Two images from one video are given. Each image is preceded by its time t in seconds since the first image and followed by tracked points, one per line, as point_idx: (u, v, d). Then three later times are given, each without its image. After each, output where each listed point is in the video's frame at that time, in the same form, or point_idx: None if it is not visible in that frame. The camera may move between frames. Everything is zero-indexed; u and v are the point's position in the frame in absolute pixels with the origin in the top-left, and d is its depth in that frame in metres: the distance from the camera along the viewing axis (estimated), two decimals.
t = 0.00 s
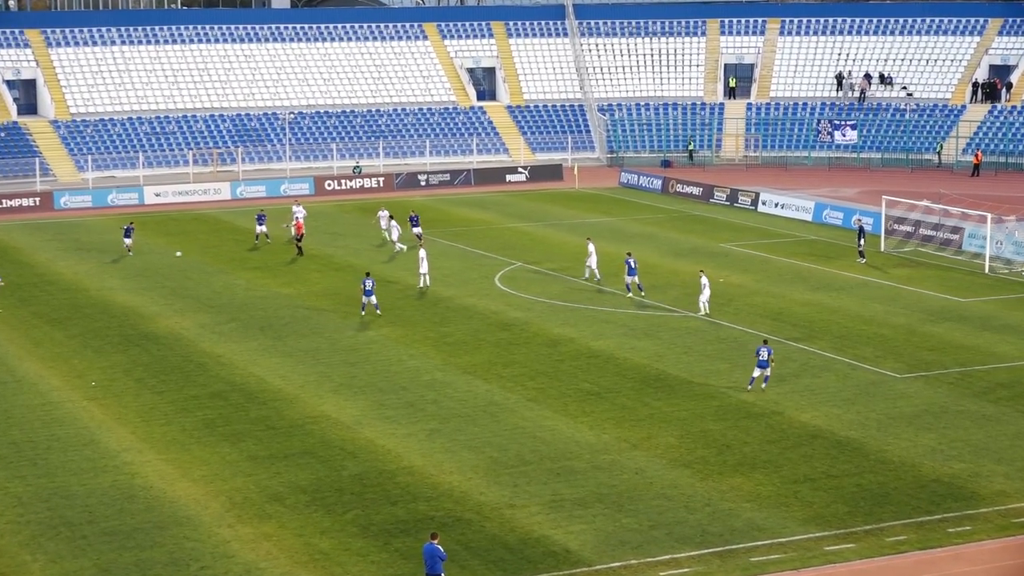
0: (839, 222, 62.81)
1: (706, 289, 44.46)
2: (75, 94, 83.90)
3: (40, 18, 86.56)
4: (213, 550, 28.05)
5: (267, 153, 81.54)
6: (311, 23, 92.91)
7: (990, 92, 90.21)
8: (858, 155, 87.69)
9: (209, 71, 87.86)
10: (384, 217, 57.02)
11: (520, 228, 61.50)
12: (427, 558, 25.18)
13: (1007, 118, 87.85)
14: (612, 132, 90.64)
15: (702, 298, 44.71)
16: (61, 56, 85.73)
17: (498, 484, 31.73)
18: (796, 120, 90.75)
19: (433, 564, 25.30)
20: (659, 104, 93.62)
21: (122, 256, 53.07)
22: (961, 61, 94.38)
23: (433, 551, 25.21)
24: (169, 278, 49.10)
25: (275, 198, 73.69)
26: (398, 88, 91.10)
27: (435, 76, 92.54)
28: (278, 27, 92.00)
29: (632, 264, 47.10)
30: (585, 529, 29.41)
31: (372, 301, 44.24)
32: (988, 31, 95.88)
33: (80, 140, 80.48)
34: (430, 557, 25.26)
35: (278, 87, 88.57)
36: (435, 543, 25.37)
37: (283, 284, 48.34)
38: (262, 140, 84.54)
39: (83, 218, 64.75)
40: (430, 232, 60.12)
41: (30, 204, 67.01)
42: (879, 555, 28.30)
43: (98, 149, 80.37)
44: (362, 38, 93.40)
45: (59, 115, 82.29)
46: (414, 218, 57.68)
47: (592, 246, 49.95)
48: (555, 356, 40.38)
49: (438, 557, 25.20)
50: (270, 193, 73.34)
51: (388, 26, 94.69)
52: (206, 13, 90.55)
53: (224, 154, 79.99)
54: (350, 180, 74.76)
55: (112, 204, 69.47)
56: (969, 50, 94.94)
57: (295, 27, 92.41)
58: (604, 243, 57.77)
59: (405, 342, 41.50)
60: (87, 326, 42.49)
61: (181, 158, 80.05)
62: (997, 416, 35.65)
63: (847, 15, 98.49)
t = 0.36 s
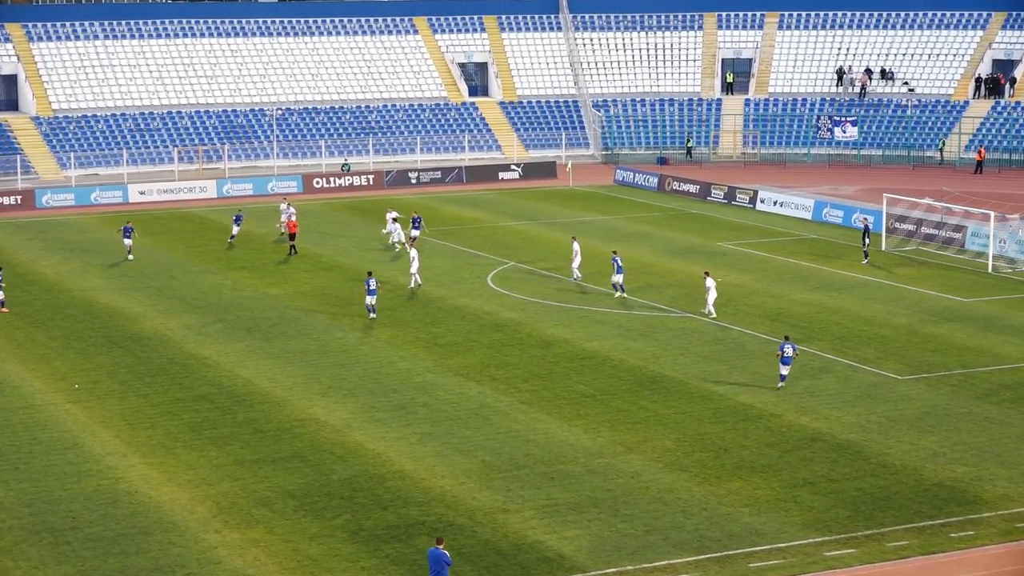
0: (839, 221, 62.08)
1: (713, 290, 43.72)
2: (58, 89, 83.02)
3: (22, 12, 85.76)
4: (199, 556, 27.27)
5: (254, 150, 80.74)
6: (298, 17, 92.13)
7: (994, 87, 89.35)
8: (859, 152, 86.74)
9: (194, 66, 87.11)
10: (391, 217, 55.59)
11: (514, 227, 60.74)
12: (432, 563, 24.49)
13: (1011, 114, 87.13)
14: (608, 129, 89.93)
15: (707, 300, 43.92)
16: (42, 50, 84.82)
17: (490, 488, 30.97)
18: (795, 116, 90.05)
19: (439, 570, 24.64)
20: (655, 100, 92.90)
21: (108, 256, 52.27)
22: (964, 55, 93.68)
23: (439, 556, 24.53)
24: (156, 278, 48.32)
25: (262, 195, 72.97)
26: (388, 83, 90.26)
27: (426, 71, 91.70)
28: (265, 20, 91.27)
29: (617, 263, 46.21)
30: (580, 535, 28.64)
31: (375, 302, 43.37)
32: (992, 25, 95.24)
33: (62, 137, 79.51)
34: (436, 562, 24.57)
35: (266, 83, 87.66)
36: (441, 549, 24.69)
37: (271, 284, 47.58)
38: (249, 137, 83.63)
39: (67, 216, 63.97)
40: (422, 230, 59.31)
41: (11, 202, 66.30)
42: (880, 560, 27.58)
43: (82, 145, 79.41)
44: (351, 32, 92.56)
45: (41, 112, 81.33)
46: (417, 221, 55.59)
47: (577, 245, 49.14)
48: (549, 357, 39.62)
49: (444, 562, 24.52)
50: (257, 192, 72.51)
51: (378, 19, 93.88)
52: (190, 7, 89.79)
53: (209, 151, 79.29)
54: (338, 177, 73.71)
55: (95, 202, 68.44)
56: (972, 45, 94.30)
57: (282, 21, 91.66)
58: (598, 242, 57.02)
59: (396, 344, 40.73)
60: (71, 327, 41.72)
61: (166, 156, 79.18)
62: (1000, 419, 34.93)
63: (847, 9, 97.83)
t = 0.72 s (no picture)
0: (839, 220, 62.04)
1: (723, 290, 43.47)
2: (57, 89, 83.00)
3: (20, 12, 85.77)
4: (199, 555, 27.26)
5: (253, 149, 80.75)
6: (298, 17, 92.05)
7: (994, 87, 89.28)
8: (858, 152, 86.60)
9: (193, 66, 87.09)
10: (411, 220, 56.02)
11: (513, 226, 60.72)
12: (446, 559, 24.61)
13: (1010, 114, 87.12)
14: (606, 128, 89.82)
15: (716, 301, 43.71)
16: (41, 50, 84.80)
17: (490, 488, 30.97)
18: (795, 116, 90.03)
19: (452, 566, 24.73)
20: (654, 99, 92.89)
21: (107, 255, 52.26)
22: (963, 54, 93.73)
23: (453, 553, 24.64)
24: (155, 278, 48.31)
25: (261, 195, 73.12)
26: (387, 82, 90.25)
27: (425, 71, 91.69)
28: (264, 20, 91.21)
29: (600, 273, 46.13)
30: (579, 535, 28.64)
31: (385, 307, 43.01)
32: (991, 25, 95.29)
33: (61, 136, 79.47)
34: (449, 558, 24.68)
35: (264, 82, 87.62)
36: (454, 545, 24.78)
37: (270, 284, 47.56)
38: (248, 137, 83.57)
39: (66, 215, 63.96)
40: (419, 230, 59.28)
41: (10, 202, 66.33)
42: (878, 560, 27.58)
43: (81, 145, 79.39)
44: (350, 32, 92.56)
45: (40, 112, 81.33)
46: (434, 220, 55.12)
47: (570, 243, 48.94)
48: (548, 357, 39.60)
49: (457, 559, 24.64)
50: (256, 191, 72.46)
51: (376, 19, 93.87)
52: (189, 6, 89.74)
53: (208, 150, 79.28)
54: (337, 177, 73.63)
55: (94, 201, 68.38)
56: (971, 44, 94.34)
57: (281, 20, 91.59)
58: (597, 241, 57.01)
59: (395, 343, 40.72)
60: (70, 326, 41.71)
61: (165, 155, 79.16)
62: (999, 419, 34.92)
63: (846, 9, 97.82)
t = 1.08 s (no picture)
0: (841, 220, 62.08)
1: (739, 287, 43.79)
2: (59, 88, 83.02)
3: (23, 12, 85.83)
4: (201, 555, 27.26)
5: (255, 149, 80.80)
6: (300, 16, 92.06)
7: (996, 86, 89.19)
8: (860, 152, 86.63)
9: (195, 65, 87.11)
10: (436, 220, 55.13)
11: (515, 226, 60.71)
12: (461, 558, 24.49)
13: (1012, 113, 87.07)
14: (608, 128, 89.84)
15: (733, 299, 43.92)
16: (43, 49, 84.82)
17: (492, 488, 30.97)
18: (797, 115, 89.98)
19: (466, 564, 24.63)
20: (657, 99, 92.87)
21: (109, 255, 52.27)
22: (966, 54, 93.69)
23: (467, 551, 24.52)
24: (157, 277, 48.32)
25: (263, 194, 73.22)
26: (389, 82, 90.27)
27: (427, 70, 91.71)
28: (266, 19, 91.21)
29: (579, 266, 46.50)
30: (581, 534, 28.63)
31: (401, 307, 42.87)
32: (993, 24, 95.27)
33: (63, 136, 79.48)
34: (463, 557, 24.56)
35: (267, 81, 87.64)
36: (468, 543, 24.65)
37: (272, 283, 47.56)
38: (250, 136, 83.59)
39: (67, 215, 63.98)
40: (420, 230, 59.32)
41: (12, 201, 66.35)
42: (880, 559, 27.57)
43: (83, 144, 79.41)
44: (352, 31, 92.60)
45: (42, 111, 81.37)
46: (459, 220, 54.23)
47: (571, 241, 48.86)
48: (550, 356, 39.59)
49: (472, 557, 24.53)
50: (259, 191, 72.45)
51: (379, 18, 93.90)
52: (192, 6, 89.79)
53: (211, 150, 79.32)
54: (339, 177, 73.63)
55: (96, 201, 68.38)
56: (974, 44, 94.34)
57: (283, 20, 91.59)
58: (599, 241, 57.01)
59: (396, 343, 40.72)
60: (72, 326, 41.73)
61: (167, 155, 79.17)
62: (1001, 418, 34.91)
63: (848, 8, 97.80)
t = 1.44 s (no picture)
0: (840, 219, 62.07)
1: (757, 289, 43.56)
2: (59, 88, 82.98)
3: (22, 11, 85.78)
4: (200, 555, 27.26)
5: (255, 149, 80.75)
6: (300, 16, 92.04)
7: (996, 86, 89.21)
8: (860, 152, 86.69)
9: (195, 65, 87.10)
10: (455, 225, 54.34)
11: (515, 226, 60.70)
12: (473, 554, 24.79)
13: (1012, 113, 87.08)
14: (608, 128, 89.82)
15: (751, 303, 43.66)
16: (42, 49, 84.79)
17: (491, 488, 30.97)
18: (797, 115, 89.99)
19: (478, 561, 24.90)
20: (656, 99, 92.89)
21: (109, 255, 52.27)
22: (966, 54, 93.71)
23: (479, 547, 24.81)
24: (156, 277, 48.32)
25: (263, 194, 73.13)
26: (389, 82, 90.25)
27: (427, 70, 91.71)
28: (266, 19, 91.20)
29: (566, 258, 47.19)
30: (581, 534, 28.63)
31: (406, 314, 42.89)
32: (992, 24, 95.32)
33: (62, 135, 79.46)
34: (475, 553, 24.84)
35: (266, 81, 87.60)
36: (480, 540, 24.95)
37: (271, 283, 47.57)
38: (250, 136, 83.55)
39: (67, 215, 63.94)
40: (420, 230, 59.32)
41: (12, 201, 66.35)
42: (880, 559, 27.58)
43: (82, 143, 79.40)
44: (352, 31, 92.59)
45: (41, 111, 81.34)
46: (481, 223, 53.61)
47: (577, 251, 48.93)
48: (549, 356, 39.58)
49: (484, 554, 24.80)
50: (258, 190, 72.40)
51: (378, 18, 93.90)
52: (191, 6, 89.77)
53: (210, 150, 79.29)
54: (339, 177, 73.64)
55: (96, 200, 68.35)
56: (974, 43, 94.37)
57: (283, 20, 91.58)
58: (598, 241, 57.00)
59: (396, 343, 40.71)
60: (71, 325, 41.74)
61: (167, 155, 79.16)
62: (1001, 418, 34.91)
63: (848, 9, 97.81)
